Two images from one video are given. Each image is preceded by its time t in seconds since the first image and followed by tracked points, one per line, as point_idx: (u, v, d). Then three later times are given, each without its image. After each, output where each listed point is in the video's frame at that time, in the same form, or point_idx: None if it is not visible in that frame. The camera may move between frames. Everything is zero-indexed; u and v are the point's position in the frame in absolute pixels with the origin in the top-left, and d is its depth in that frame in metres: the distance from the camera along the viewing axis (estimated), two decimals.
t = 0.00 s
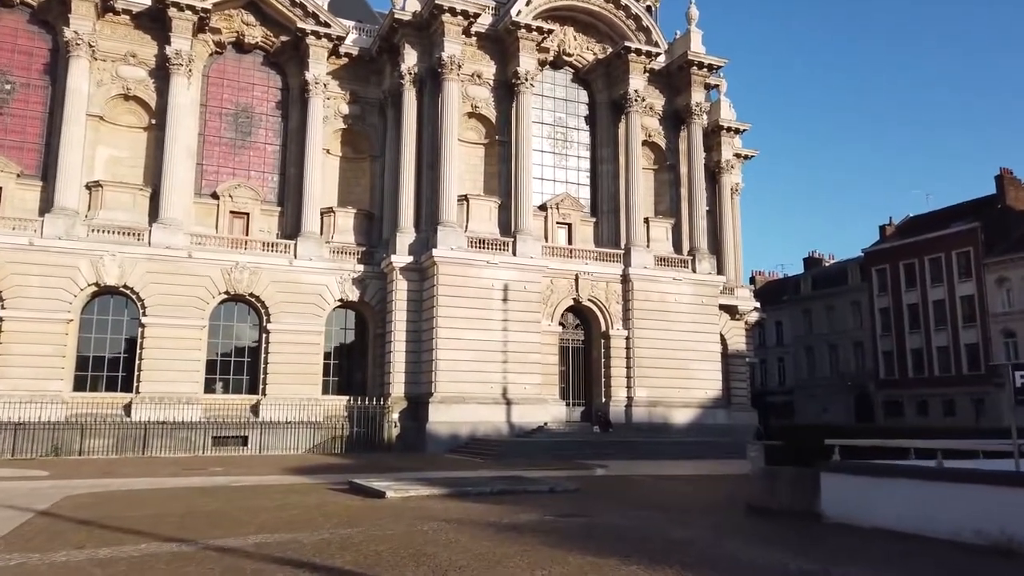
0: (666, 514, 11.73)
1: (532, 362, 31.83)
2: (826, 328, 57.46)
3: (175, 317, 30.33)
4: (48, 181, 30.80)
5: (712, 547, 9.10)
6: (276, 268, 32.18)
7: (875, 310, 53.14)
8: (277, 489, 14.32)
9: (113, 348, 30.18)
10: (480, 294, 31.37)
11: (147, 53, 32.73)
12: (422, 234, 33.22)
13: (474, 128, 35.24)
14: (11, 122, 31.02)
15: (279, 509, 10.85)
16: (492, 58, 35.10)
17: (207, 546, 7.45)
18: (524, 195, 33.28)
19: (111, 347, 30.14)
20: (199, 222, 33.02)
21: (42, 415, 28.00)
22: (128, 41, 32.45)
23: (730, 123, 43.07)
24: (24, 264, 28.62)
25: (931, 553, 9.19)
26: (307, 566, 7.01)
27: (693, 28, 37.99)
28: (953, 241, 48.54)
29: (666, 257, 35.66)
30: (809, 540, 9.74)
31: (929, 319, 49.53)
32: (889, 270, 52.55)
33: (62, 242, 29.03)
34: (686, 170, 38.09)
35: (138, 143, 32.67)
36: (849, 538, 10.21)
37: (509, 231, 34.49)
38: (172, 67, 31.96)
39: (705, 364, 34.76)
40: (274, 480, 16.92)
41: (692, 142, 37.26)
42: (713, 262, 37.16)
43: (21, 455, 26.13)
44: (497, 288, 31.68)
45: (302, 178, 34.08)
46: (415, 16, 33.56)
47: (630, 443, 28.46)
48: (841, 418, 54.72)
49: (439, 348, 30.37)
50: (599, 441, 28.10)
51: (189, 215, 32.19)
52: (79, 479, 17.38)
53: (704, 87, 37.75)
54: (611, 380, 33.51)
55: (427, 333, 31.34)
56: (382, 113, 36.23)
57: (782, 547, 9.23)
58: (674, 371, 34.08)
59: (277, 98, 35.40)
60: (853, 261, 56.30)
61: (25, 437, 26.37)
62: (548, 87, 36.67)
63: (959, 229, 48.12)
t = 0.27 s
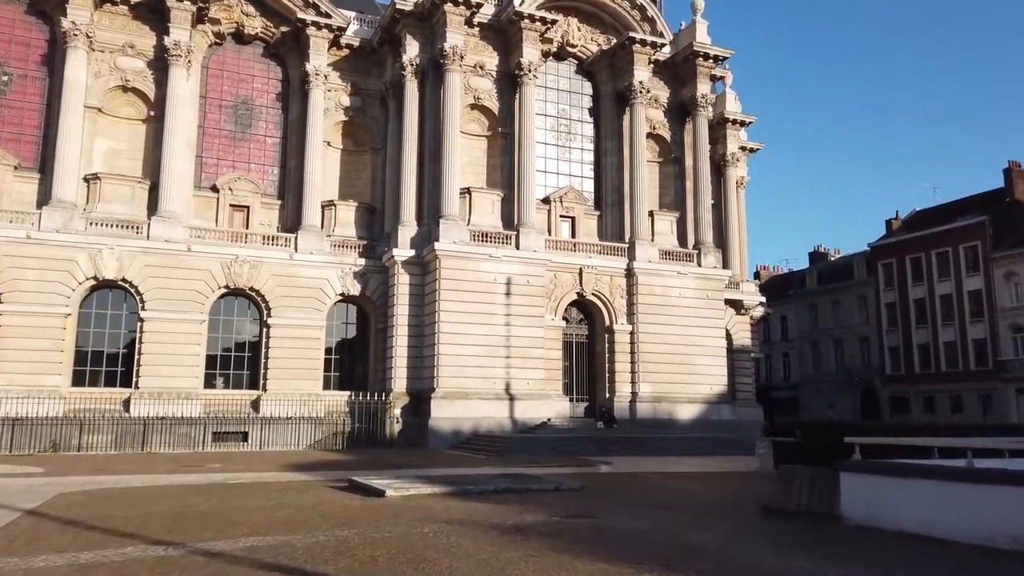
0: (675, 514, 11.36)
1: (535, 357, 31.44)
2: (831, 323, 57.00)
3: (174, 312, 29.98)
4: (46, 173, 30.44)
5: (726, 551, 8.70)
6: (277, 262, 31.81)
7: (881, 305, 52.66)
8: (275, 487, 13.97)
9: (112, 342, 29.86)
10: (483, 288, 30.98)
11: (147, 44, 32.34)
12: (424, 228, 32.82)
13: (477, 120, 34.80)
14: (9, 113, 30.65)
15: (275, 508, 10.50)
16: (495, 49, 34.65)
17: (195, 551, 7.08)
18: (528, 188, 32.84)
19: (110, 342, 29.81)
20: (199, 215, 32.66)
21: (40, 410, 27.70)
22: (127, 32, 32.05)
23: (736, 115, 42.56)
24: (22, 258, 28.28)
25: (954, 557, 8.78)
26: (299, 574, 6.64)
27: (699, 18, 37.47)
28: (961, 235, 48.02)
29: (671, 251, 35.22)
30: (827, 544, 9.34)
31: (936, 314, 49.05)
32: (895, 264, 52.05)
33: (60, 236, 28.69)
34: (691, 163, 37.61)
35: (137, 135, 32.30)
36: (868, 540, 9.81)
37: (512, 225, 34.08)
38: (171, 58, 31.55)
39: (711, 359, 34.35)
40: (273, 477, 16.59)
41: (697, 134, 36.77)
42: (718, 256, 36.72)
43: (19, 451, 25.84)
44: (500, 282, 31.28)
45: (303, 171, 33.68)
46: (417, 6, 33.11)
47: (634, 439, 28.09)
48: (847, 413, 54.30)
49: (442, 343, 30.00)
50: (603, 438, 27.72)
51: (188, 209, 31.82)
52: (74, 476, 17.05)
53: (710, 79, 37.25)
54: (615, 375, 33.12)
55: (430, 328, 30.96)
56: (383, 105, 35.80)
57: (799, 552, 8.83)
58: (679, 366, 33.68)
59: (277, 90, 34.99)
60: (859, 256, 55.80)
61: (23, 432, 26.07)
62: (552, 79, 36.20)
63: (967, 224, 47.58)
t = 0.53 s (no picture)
0: (687, 518, 10.98)
1: (540, 355, 31.06)
2: (838, 321, 56.53)
3: (175, 309, 29.67)
4: (46, 169, 30.14)
5: (743, 558, 8.33)
6: (279, 259, 31.47)
7: (889, 303, 52.19)
8: (275, 487, 13.63)
9: (112, 339, 29.56)
10: (487, 285, 30.61)
11: (147, 38, 32.01)
12: (427, 224, 32.46)
13: (481, 115, 34.42)
14: (8, 108, 30.35)
15: (273, 510, 10.15)
16: (499, 43, 34.26)
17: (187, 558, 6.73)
18: (532, 184, 32.45)
19: (110, 339, 29.52)
20: (200, 211, 32.34)
21: (39, 408, 27.42)
22: (127, 26, 31.73)
23: (742, 111, 42.11)
24: (21, 254, 27.97)
25: (982, 564, 8.39)
26: None
27: (705, 13, 37.04)
28: (969, 233, 47.52)
29: (677, 248, 34.81)
30: (847, 550, 8.95)
31: (944, 312, 48.56)
32: (903, 262, 51.56)
33: (59, 232, 28.39)
34: (698, 159, 37.18)
35: (137, 131, 31.98)
36: (889, 546, 9.43)
37: (516, 221, 33.69)
38: (172, 52, 31.21)
39: (717, 358, 33.94)
40: (273, 477, 16.26)
41: (703, 130, 36.34)
42: (725, 253, 36.31)
43: (17, 450, 25.54)
44: (504, 279, 30.91)
45: (305, 167, 33.33)
46: None
47: (640, 438, 27.71)
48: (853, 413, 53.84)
49: (445, 341, 29.65)
50: (609, 437, 27.36)
51: (189, 205, 31.50)
52: (70, 475, 16.73)
53: (716, 74, 36.82)
54: (621, 373, 32.74)
55: (433, 325, 30.60)
56: (386, 101, 35.45)
57: (819, 558, 8.45)
58: (685, 364, 33.27)
59: (279, 85, 34.65)
60: (865, 253, 55.32)
61: (22, 430, 25.78)
62: (557, 74, 35.80)
63: (975, 221, 47.08)
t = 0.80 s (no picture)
0: (701, 524, 10.59)
1: (545, 355, 30.66)
2: (845, 321, 56.05)
3: (176, 307, 29.34)
4: (46, 166, 29.84)
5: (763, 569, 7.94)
6: (281, 258, 31.13)
7: (896, 302, 51.69)
8: (275, 490, 13.28)
9: (112, 339, 29.23)
10: (492, 284, 30.23)
11: (148, 34, 31.70)
12: (431, 222, 32.10)
13: (485, 112, 34.05)
14: (8, 105, 30.05)
15: (272, 516, 9.78)
16: (504, 39, 33.90)
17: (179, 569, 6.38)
18: (537, 181, 32.05)
19: (110, 338, 29.20)
20: (202, 209, 32.01)
21: (39, 408, 27.12)
22: (128, 22, 31.42)
23: (749, 108, 41.66)
24: (21, 252, 27.67)
25: None
26: None
27: (712, 8, 36.62)
28: (978, 232, 46.99)
29: (684, 246, 34.39)
30: (871, 560, 8.56)
31: (953, 312, 48.05)
32: (911, 261, 51.06)
33: (59, 230, 28.09)
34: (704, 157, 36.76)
35: (138, 128, 31.66)
36: (915, 555, 9.03)
37: (520, 219, 33.30)
38: (173, 48, 30.89)
39: (725, 358, 33.51)
40: (274, 479, 15.90)
41: (710, 127, 35.91)
42: (732, 252, 35.89)
43: (16, 450, 25.22)
44: (509, 278, 30.53)
45: (307, 165, 32.98)
46: None
47: (647, 439, 27.32)
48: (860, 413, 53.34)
49: (449, 341, 29.27)
50: (615, 438, 26.96)
51: (190, 202, 31.17)
52: (67, 477, 16.38)
53: (723, 70, 36.40)
54: (627, 373, 32.34)
55: (437, 324, 30.23)
56: (389, 98, 35.09)
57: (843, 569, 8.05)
58: (692, 364, 32.86)
59: (281, 81, 34.33)
60: (872, 252, 54.82)
61: (21, 430, 25.46)
62: (562, 70, 35.41)
63: (984, 219, 46.55)
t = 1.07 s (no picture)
0: (717, 525, 10.23)
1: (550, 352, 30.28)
2: (851, 319, 55.61)
3: (177, 304, 29.02)
4: (45, 161, 29.53)
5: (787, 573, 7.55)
6: (283, 254, 30.79)
7: (904, 299, 51.23)
8: (277, 488, 12.95)
9: (113, 336, 28.93)
10: (496, 280, 29.86)
11: (149, 28, 31.38)
12: (434, 218, 31.74)
13: (489, 107, 33.69)
14: (7, 99, 29.74)
15: (272, 515, 9.43)
16: (508, 33, 33.53)
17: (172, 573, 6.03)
18: (542, 176, 31.66)
19: (111, 335, 28.89)
20: (203, 205, 31.69)
21: (39, 405, 26.81)
22: (129, 15, 31.09)
23: (755, 104, 41.22)
24: (20, 248, 27.36)
25: None
26: None
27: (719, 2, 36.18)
28: (987, 228, 46.48)
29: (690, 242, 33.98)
30: (897, 563, 8.18)
31: (962, 309, 47.55)
32: (918, 258, 50.59)
33: (59, 225, 27.78)
34: (711, 152, 36.33)
35: (139, 123, 31.34)
36: (943, 558, 8.63)
37: (525, 215, 32.92)
38: (174, 42, 30.57)
39: (732, 355, 33.10)
40: (275, 477, 15.56)
41: (717, 122, 35.47)
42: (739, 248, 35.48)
43: (16, 448, 24.91)
44: (514, 274, 30.16)
45: (310, 160, 32.64)
46: None
47: (654, 438, 26.94)
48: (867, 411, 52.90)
49: (454, 338, 28.93)
50: (621, 436, 26.59)
51: (192, 198, 30.84)
52: (64, 475, 16.05)
53: (731, 65, 35.96)
54: (633, 371, 31.96)
55: (441, 320, 29.88)
56: (393, 93, 34.74)
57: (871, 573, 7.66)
58: (698, 361, 32.47)
59: (284, 76, 34.00)
60: (879, 249, 54.36)
61: (20, 428, 25.14)
62: (567, 65, 35.02)
63: (993, 216, 46.02)
